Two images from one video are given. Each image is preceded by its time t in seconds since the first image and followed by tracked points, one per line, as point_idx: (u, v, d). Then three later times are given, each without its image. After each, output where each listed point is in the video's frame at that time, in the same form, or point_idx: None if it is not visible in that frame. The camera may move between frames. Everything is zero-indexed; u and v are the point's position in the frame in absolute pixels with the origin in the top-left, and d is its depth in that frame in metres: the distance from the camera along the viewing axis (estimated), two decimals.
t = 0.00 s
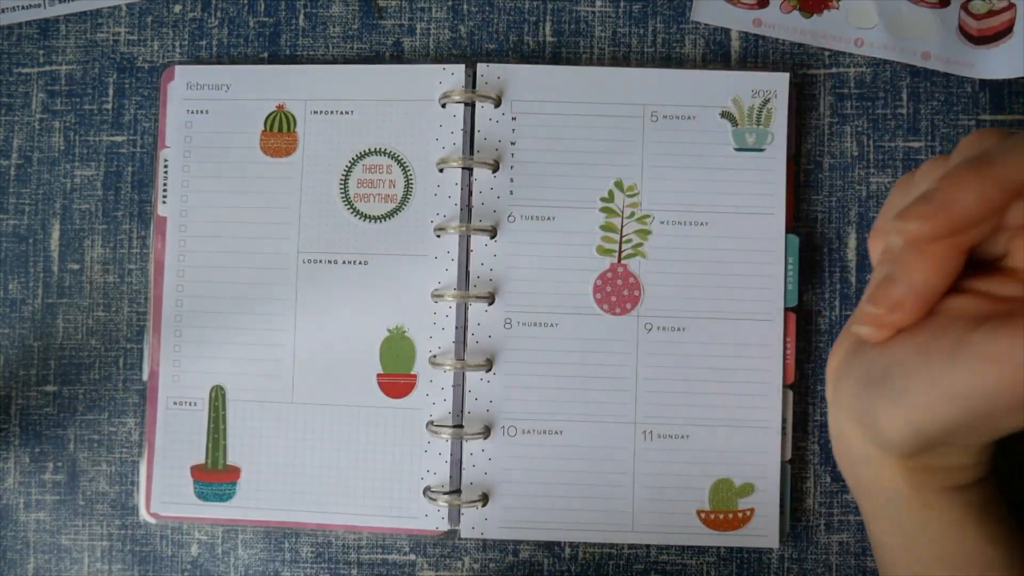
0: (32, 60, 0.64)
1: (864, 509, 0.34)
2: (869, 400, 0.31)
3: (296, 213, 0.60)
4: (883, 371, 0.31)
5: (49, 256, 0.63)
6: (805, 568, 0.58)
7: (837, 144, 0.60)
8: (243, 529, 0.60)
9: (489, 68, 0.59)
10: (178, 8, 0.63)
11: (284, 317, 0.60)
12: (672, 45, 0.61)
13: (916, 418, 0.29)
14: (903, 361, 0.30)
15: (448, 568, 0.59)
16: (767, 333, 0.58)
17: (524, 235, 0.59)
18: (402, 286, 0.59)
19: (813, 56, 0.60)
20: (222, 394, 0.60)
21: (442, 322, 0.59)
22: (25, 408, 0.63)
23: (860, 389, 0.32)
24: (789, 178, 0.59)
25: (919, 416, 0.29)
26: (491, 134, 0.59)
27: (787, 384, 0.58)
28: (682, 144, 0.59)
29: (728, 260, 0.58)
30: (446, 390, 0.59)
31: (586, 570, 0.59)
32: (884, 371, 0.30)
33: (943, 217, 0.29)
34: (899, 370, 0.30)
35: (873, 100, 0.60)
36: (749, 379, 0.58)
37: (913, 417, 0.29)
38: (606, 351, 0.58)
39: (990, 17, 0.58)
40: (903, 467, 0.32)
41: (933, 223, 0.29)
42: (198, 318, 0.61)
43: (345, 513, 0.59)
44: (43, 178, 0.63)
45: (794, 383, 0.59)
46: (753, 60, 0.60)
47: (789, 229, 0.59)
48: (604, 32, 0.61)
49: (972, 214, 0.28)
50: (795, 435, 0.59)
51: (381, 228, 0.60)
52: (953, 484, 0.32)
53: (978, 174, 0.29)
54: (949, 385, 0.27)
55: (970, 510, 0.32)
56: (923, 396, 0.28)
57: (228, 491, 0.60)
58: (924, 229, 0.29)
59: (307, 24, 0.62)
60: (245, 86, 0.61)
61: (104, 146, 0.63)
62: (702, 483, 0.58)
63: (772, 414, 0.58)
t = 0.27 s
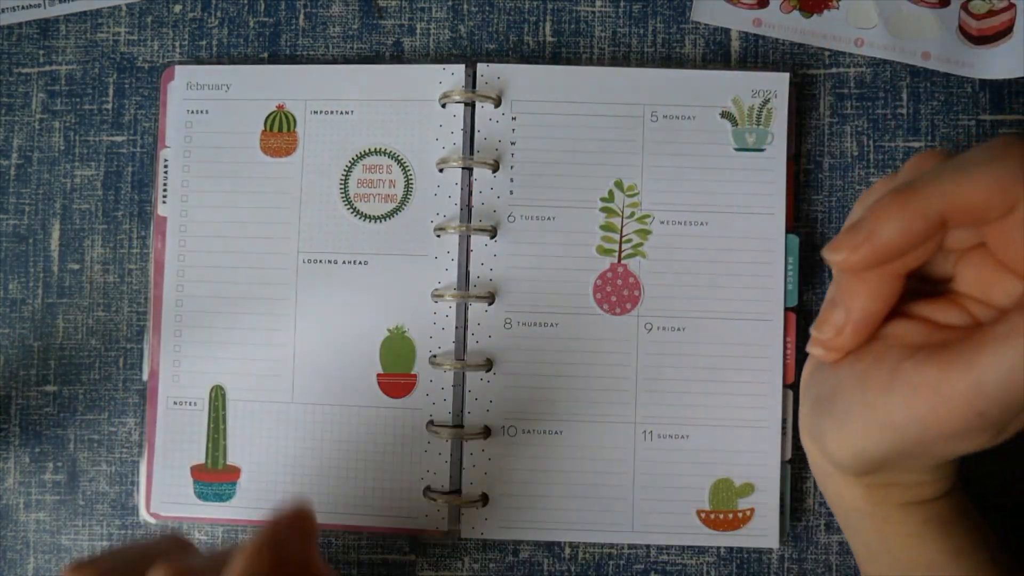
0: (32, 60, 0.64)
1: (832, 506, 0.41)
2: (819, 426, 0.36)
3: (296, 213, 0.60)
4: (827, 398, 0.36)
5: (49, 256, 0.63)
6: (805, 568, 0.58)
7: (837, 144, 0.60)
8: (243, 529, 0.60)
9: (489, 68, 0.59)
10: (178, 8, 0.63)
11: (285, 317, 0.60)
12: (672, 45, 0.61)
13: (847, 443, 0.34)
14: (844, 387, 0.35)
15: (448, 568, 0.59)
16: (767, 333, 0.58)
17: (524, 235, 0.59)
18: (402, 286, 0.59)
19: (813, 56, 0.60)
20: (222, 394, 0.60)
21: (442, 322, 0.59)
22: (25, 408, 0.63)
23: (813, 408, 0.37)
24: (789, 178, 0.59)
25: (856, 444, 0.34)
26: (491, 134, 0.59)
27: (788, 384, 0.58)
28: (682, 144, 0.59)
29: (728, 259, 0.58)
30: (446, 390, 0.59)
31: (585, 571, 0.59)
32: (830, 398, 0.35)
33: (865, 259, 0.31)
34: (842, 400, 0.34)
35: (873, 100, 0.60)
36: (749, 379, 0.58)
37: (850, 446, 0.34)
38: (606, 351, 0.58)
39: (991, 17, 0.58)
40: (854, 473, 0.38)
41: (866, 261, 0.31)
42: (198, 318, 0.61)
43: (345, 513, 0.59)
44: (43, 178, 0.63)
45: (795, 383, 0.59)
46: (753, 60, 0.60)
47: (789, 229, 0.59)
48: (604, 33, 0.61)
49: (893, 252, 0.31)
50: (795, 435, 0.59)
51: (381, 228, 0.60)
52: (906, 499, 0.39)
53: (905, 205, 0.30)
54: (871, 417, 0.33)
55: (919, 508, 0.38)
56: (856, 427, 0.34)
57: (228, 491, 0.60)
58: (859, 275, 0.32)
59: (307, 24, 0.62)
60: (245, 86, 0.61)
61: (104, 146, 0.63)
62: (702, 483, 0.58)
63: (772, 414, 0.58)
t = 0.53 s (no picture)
0: (32, 60, 0.64)
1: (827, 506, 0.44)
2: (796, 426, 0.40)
3: (296, 213, 0.60)
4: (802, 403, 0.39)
5: (49, 256, 0.63)
6: (805, 568, 0.58)
7: (837, 144, 0.60)
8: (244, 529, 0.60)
9: (489, 68, 0.59)
10: (179, 8, 0.63)
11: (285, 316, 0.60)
12: (672, 45, 0.61)
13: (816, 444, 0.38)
14: (814, 393, 0.38)
15: (448, 568, 0.59)
16: (768, 333, 0.58)
17: (525, 235, 0.59)
18: (402, 286, 0.59)
19: (813, 56, 0.60)
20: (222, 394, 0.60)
21: (442, 322, 0.59)
22: (25, 408, 0.63)
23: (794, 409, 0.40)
24: (789, 178, 0.59)
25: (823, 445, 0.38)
26: (491, 134, 0.59)
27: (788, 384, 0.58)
28: (682, 144, 0.59)
29: (728, 259, 0.58)
30: (446, 390, 0.59)
31: (585, 571, 0.59)
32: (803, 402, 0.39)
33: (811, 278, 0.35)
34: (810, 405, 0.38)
35: (873, 100, 0.60)
36: (749, 378, 0.58)
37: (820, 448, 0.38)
38: (606, 351, 0.58)
39: (991, 17, 0.58)
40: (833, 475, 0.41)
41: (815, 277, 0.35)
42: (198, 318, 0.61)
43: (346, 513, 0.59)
44: (43, 178, 0.63)
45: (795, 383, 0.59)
46: (753, 60, 0.60)
47: (789, 229, 0.59)
48: (605, 33, 0.61)
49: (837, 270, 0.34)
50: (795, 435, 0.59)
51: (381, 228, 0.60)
52: (887, 498, 0.40)
53: (843, 227, 0.33)
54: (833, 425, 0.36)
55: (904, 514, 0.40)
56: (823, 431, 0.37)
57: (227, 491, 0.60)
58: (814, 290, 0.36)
59: (307, 24, 0.62)
60: (245, 86, 0.61)
61: (104, 146, 0.63)
62: (702, 483, 0.58)
63: (772, 414, 0.58)
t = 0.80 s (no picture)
0: (32, 60, 0.64)
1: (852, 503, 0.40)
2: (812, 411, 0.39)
3: (296, 213, 0.60)
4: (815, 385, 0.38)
5: (49, 256, 0.63)
6: (805, 568, 0.58)
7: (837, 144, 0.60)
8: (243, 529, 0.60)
9: (489, 68, 0.59)
10: (178, 8, 0.63)
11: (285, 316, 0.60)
12: (672, 45, 0.61)
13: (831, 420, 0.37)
14: (831, 371, 0.36)
15: (448, 568, 0.59)
16: (767, 333, 0.58)
17: (524, 235, 0.59)
18: (402, 286, 0.59)
19: (813, 56, 0.60)
20: (222, 394, 0.60)
21: (442, 322, 0.59)
22: (25, 408, 0.63)
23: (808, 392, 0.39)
24: (789, 178, 0.59)
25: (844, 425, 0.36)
26: (491, 134, 0.59)
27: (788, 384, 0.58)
28: (682, 144, 0.59)
29: (728, 259, 0.58)
30: (446, 390, 0.59)
31: (585, 571, 0.59)
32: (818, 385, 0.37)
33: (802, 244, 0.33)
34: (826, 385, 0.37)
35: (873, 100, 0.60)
36: (749, 379, 0.58)
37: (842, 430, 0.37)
38: (606, 351, 0.58)
39: (991, 17, 0.58)
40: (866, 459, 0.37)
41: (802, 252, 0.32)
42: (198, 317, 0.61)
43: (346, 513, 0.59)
44: (43, 178, 0.63)
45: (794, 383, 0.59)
46: (754, 60, 0.60)
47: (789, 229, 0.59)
48: (604, 33, 0.61)
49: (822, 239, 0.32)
50: (794, 435, 0.59)
51: (381, 228, 0.60)
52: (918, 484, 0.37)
53: (830, 172, 0.31)
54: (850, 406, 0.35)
55: (918, 512, 0.38)
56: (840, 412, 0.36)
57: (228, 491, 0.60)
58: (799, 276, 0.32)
59: (307, 24, 0.62)
60: (245, 86, 0.61)
61: (104, 146, 0.63)
62: (702, 483, 0.58)
63: (772, 414, 0.58)
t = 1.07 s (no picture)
0: (33, 60, 0.64)
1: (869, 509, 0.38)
2: (842, 400, 0.36)
3: (296, 213, 0.60)
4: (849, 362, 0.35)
5: (49, 256, 0.63)
6: (805, 568, 0.58)
7: (837, 144, 0.60)
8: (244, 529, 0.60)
9: (489, 67, 0.59)
10: (178, 8, 0.63)
11: (285, 316, 0.60)
12: (672, 45, 0.61)
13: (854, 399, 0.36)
14: (866, 362, 0.34)
15: (449, 568, 0.59)
16: (767, 333, 0.58)
17: (524, 235, 0.59)
18: (403, 286, 0.59)
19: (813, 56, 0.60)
20: (223, 394, 0.60)
21: (442, 322, 0.59)
22: (25, 408, 0.63)
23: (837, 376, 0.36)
24: (789, 178, 0.59)
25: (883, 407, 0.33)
26: (491, 134, 0.59)
27: (787, 384, 0.58)
28: (682, 144, 0.59)
29: (727, 259, 0.58)
30: (446, 390, 0.59)
31: (585, 571, 0.59)
32: (854, 370, 0.35)
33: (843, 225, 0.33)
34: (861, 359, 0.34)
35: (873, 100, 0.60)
36: (749, 379, 0.58)
37: (878, 417, 0.34)
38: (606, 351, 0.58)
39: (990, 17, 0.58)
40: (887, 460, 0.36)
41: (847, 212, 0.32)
42: (199, 317, 0.61)
43: (347, 513, 0.59)
44: (43, 178, 0.63)
45: (794, 382, 0.59)
46: (754, 60, 0.60)
47: (789, 229, 0.59)
48: (604, 33, 0.61)
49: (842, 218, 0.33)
50: (794, 435, 0.59)
51: (381, 228, 0.60)
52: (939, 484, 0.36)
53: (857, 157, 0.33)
54: (892, 380, 0.32)
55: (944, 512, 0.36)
56: (878, 397, 0.33)
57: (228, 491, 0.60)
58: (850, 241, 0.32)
59: (307, 24, 0.62)
60: (245, 86, 0.61)
61: (104, 146, 0.63)
62: (702, 483, 0.58)
63: (772, 414, 0.58)
